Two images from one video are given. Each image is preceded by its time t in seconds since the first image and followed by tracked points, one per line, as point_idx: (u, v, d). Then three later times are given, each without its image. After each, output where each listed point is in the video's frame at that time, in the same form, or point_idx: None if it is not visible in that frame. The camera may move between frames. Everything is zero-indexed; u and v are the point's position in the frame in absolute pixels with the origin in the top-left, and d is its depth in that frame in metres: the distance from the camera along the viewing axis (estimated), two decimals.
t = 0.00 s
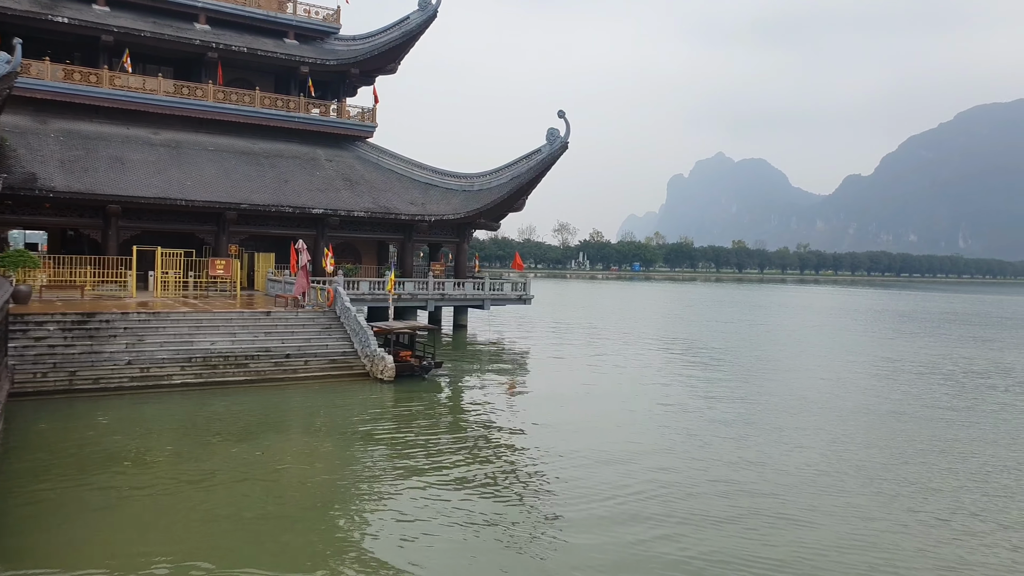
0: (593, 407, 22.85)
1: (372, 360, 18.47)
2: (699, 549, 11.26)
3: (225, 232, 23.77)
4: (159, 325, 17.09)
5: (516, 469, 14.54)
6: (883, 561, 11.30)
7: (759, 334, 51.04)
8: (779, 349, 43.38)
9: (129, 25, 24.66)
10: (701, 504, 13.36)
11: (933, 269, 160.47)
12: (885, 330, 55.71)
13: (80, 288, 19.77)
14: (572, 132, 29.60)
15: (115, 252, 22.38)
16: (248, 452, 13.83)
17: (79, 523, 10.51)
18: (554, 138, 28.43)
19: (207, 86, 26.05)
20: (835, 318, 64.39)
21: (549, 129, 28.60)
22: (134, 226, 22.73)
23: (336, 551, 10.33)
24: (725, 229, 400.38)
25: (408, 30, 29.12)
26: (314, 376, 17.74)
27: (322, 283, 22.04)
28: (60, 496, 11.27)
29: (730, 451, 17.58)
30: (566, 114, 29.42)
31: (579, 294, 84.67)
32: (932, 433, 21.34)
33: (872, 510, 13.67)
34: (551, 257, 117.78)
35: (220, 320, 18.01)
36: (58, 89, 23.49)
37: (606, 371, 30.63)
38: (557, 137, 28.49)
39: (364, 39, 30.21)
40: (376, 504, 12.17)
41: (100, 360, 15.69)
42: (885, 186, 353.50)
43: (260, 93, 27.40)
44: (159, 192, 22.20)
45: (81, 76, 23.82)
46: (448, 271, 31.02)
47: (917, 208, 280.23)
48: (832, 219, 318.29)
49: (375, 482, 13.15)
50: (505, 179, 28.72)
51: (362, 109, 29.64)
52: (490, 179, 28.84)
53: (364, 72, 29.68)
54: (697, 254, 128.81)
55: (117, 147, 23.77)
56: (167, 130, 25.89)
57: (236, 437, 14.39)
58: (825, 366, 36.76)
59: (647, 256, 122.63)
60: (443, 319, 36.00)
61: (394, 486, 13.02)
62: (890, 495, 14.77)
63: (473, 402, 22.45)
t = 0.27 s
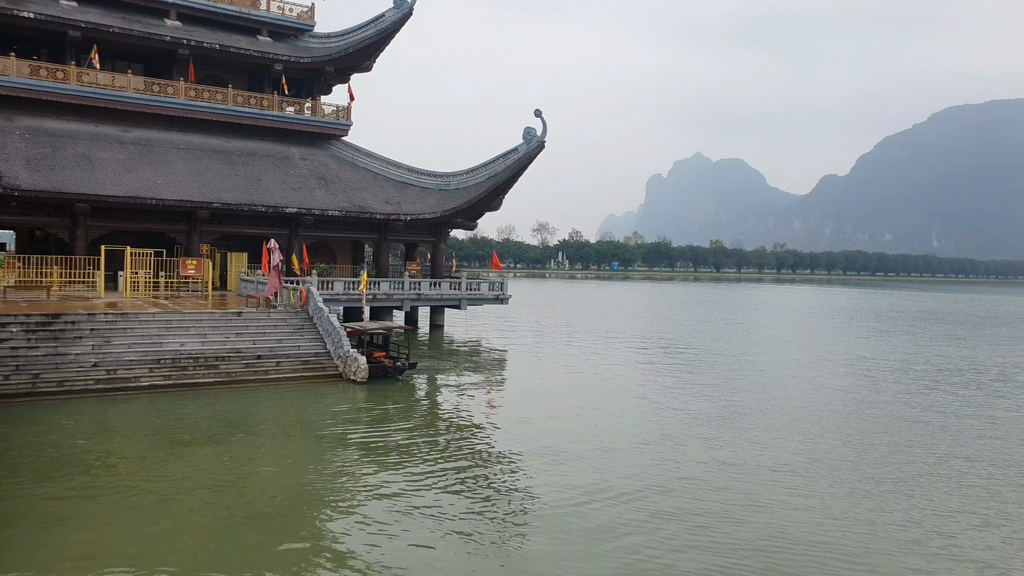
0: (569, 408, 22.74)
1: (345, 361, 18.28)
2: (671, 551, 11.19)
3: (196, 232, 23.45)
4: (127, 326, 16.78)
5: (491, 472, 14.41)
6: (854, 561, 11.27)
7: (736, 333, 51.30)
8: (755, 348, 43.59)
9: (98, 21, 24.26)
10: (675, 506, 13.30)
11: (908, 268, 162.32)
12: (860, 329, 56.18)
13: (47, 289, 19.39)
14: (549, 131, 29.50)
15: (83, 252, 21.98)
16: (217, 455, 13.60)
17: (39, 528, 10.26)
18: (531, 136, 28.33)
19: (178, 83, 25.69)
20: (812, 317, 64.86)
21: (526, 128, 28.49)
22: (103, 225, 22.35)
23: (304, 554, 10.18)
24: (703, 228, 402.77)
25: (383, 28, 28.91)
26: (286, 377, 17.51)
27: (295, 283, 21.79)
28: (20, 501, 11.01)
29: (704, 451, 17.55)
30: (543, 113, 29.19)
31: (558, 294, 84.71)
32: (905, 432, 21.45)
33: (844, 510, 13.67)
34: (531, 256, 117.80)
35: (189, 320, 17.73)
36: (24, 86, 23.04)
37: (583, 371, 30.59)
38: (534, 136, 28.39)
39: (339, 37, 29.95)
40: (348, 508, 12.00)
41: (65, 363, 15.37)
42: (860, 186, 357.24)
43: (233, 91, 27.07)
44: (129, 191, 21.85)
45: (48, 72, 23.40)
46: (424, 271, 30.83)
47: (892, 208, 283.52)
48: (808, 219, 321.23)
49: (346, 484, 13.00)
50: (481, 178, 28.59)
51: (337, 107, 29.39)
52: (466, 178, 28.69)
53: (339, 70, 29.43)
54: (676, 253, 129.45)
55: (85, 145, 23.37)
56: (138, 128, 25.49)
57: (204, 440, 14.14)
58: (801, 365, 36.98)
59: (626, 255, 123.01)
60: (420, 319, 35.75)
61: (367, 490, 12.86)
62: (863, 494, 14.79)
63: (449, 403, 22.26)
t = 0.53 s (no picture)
0: (548, 408, 22.64)
1: (320, 361, 18.08)
2: (645, 553, 11.13)
3: (171, 231, 23.14)
4: (97, 326, 16.49)
5: (467, 474, 14.27)
6: (828, 562, 11.25)
7: (716, 332, 51.47)
8: (734, 347, 43.76)
9: (70, 16, 23.88)
10: (650, 507, 13.25)
11: (886, 268, 163.89)
12: (839, 328, 56.56)
13: (16, 289, 19.03)
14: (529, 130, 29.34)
15: (53, 251, 21.61)
16: (187, 457, 13.38)
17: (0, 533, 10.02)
18: (511, 135, 28.22)
19: (152, 79, 25.34)
20: (792, 316, 65.22)
21: (506, 127, 28.35)
22: (75, 224, 22.00)
23: (273, 557, 10.03)
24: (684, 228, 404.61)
25: (361, 25, 28.69)
26: (260, 378, 17.29)
27: (270, 282, 21.54)
28: None
29: (681, 452, 17.52)
30: (523, 113, 28.88)
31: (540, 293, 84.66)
32: (882, 432, 21.55)
33: (819, 510, 13.66)
34: (512, 255, 117.72)
35: (161, 320, 17.45)
36: None
37: (562, 370, 30.54)
38: (513, 135, 28.25)
39: (316, 33, 29.68)
40: (322, 510, 11.83)
41: (32, 364, 15.07)
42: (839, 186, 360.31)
43: (208, 88, 26.75)
44: (101, 188, 21.51)
45: (18, 67, 22.99)
46: (403, 270, 30.62)
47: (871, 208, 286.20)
48: (788, 219, 323.60)
49: (319, 486, 12.84)
50: (460, 177, 28.46)
51: (315, 105, 29.13)
52: (445, 177, 28.52)
53: (317, 67, 29.16)
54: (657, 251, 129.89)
55: (56, 142, 22.98)
56: (111, 125, 25.13)
57: (174, 441, 13.90)
58: (779, 364, 37.13)
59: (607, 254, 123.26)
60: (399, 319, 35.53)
61: (342, 492, 12.67)
62: (838, 494, 14.80)
63: (426, 404, 22.10)
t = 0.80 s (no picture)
0: (529, 408, 22.51)
1: (297, 362, 17.87)
2: (622, 555, 11.06)
3: (146, 230, 22.84)
4: (69, 327, 16.21)
5: (445, 476, 14.14)
6: (806, 563, 11.21)
7: (698, 331, 51.55)
8: (717, 346, 43.84)
9: (43, 12, 23.50)
10: (629, 508, 13.17)
11: (867, 266, 165.15)
12: (821, 326, 56.83)
13: None
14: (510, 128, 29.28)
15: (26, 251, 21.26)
16: (159, 460, 13.16)
17: None
18: (492, 134, 28.12)
19: (127, 77, 25.00)
20: (774, 315, 65.48)
21: (487, 126, 28.26)
22: (48, 223, 21.66)
23: (245, 563, 9.87)
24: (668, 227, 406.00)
25: (341, 23, 28.47)
26: (236, 379, 17.07)
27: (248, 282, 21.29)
28: None
29: (661, 453, 17.45)
30: (504, 110, 28.95)
31: (524, 292, 84.55)
32: (861, 430, 21.59)
33: (798, 511, 13.63)
34: (496, 254, 117.54)
35: (135, 321, 17.18)
36: None
37: (544, 370, 30.44)
38: (494, 133, 28.16)
39: (296, 31, 29.41)
40: (298, 513, 11.66)
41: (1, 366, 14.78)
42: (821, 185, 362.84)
43: (185, 85, 26.42)
44: (74, 187, 21.19)
45: None
46: (384, 269, 30.41)
47: (852, 207, 288.36)
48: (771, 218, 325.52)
49: (294, 488, 12.67)
50: (441, 176, 28.30)
51: (294, 103, 28.87)
52: (426, 176, 28.37)
53: (296, 65, 28.89)
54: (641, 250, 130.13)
55: (29, 140, 22.62)
56: (86, 123, 24.77)
57: (146, 444, 13.67)
58: (761, 363, 37.22)
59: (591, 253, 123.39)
60: (379, 319, 35.29)
61: (318, 495, 12.50)
62: (817, 494, 14.79)
63: (404, 405, 21.92)
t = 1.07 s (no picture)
0: (507, 408, 22.41)
1: (271, 363, 17.67)
2: (595, 557, 11.01)
3: (120, 229, 22.52)
4: (37, 328, 15.90)
5: (421, 478, 14.02)
6: (782, 564, 11.19)
7: (679, 331, 51.67)
8: (697, 346, 43.95)
9: (12, 7, 23.11)
10: (606, 510, 13.10)
11: (847, 266, 166.57)
12: (801, 325, 57.15)
13: None
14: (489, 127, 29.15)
15: None
16: (128, 462, 12.93)
17: None
18: (471, 133, 27.98)
19: (100, 73, 24.63)
20: (755, 314, 65.83)
21: (466, 124, 28.12)
22: (18, 222, 21.31)
23: (215, 566, 9.72)
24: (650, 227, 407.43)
25: (318, 20, 28.21)
26: (209, 380, 16.84)
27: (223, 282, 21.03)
28: None
29: (638, 453, 17.41)
30: (483, 109, 28.84)
31: (505, 292, 84.44)
32: (838, 430, 21.68)
33: (775, 511, 13.63)
34: (478, 253, 117.34)
35: (105, 321, 16.89)
36: None
37: (524, 369, 30.34)
38: (473, 132, 28.03)
39: (273, 28, 29.11)
40: (270, 516, 11.50)
41: None
42: (801, 185, 365.62)
43: (160, 82, 26.07)
44: (46, 185, 20.85)
45: None
46: (363, 269, 30.21)
47: (831, 207, 290.81)
48: (752, 218, 327.48)
49: (266, 491, 12.51)
50: (420, 175, 28.14)
51: (271, 101, 28.58)
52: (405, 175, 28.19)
53: (273, 63, 28.60)
54: (623, 250, 130.43)
55: None
56: (57, 120, 24.36)
57: (115, 447, 13.43)
58: (741, 362, 37.35)
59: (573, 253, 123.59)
60: (358, 319, 35.05)
61: (291, 497, 12.34)
62: (794, 494, 14.79)
63: (382, 406, 21.73)
